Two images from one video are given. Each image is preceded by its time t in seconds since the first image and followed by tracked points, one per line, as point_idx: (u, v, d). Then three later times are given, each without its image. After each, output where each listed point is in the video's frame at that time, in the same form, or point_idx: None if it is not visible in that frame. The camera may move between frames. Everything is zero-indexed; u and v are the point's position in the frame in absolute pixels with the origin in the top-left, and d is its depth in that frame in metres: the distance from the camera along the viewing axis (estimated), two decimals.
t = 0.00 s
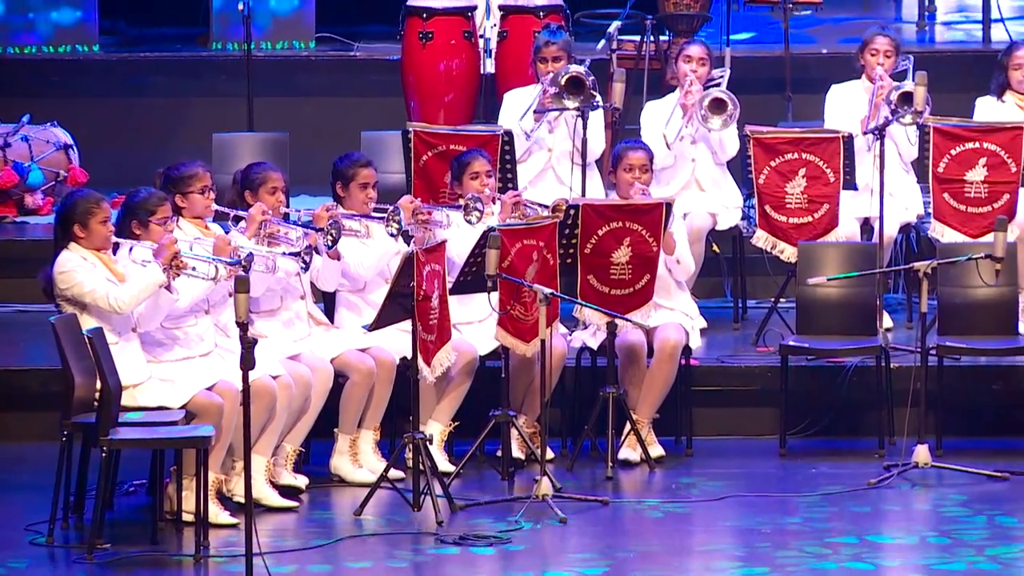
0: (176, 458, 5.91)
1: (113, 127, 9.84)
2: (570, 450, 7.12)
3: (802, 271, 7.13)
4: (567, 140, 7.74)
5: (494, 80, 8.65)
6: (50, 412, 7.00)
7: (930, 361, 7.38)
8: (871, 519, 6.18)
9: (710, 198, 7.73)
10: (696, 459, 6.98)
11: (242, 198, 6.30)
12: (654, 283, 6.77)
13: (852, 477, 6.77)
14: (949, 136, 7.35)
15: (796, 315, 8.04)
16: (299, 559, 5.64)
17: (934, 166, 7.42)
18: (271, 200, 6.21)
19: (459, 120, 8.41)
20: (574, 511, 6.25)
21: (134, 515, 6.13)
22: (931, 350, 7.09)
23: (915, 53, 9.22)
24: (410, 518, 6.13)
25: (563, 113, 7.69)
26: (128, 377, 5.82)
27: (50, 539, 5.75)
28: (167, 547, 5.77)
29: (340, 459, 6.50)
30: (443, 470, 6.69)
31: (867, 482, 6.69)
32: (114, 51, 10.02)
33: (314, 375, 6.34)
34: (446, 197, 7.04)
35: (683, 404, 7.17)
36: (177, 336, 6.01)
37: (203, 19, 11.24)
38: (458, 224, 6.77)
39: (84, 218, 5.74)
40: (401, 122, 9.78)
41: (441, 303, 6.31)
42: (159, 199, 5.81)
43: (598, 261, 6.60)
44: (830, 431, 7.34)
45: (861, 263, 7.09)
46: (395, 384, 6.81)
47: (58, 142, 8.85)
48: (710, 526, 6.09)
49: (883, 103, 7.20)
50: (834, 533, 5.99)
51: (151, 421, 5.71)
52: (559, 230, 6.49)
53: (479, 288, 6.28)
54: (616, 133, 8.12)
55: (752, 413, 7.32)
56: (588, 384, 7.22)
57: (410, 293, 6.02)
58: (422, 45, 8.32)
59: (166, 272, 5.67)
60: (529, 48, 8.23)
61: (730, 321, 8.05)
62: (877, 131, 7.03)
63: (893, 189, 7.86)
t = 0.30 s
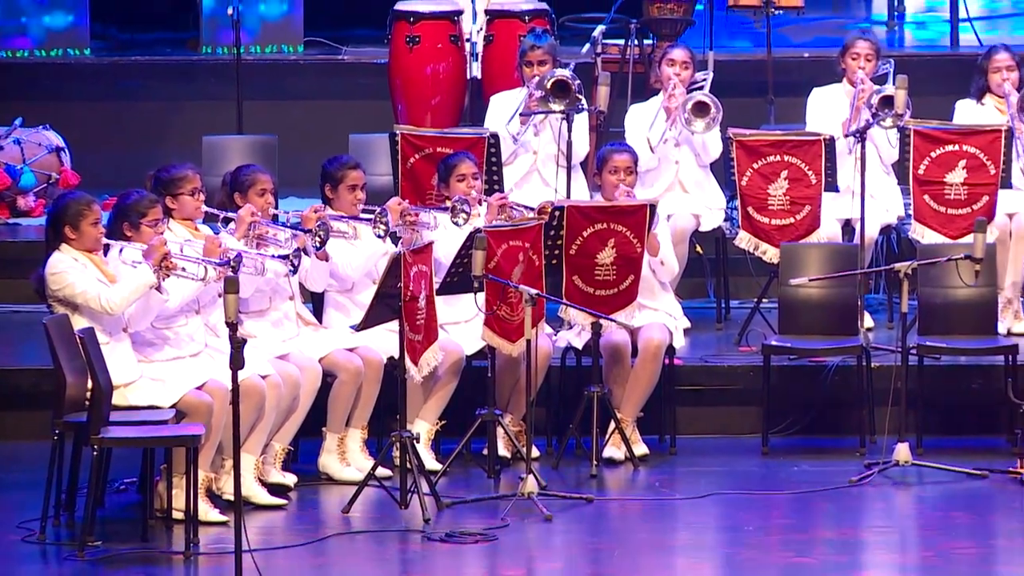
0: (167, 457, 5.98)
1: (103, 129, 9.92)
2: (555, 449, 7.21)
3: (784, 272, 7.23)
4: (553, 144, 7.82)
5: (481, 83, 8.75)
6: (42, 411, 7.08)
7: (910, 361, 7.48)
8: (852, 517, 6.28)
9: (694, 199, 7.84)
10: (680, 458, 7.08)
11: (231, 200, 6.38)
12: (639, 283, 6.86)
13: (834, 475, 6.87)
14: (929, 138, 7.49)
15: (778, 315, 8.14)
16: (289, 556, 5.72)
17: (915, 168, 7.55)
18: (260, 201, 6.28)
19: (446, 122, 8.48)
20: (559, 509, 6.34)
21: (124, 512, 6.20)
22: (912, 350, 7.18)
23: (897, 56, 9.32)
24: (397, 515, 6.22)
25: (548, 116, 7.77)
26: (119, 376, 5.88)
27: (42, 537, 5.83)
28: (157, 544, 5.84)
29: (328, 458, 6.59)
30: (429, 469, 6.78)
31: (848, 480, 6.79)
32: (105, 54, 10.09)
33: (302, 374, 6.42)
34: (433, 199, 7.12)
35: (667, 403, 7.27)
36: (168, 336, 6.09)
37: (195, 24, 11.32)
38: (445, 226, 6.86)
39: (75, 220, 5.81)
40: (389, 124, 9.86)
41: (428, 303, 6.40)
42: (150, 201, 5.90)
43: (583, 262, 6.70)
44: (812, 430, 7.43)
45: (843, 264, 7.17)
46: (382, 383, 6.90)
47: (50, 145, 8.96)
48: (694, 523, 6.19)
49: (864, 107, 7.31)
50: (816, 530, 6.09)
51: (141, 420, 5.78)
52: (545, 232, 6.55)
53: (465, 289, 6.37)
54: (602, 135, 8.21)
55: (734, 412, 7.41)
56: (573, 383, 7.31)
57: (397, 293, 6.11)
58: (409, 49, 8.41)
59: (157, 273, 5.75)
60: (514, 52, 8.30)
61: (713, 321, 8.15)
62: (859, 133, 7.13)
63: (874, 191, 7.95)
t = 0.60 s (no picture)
0: (160, 456, 6.06)
1: (94, 132, 9.99)
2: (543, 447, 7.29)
3: (769, 273, 7.32)
4: (540, 145, 7.91)
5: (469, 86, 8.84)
6: (35, 410, 7.15)
7: (894, 360, 7.57)
8: (837, 514, 6.37)
9: (680, 201, 7.92)
10: (666, 456, 7.16)
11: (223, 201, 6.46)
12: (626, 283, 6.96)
13: (818, 472, 6.97)
14: (912, 141, 7.56)
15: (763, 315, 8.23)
16: (280, 554, 5.80)
17: (897, 171, 7.62)
18: (251, 203, 6.35)
19: (435, 124, 8.57)
20: (547, 507, 6.42)
21: (118, 510, 6.27)
22: (896, 349, 7.28)
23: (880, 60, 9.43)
24: (387, 513, 6.30)
25: (535, 119, 7.86)
26: (113, 376, 5.99)
27: (36, 534, 5.90)
28: (151, 542, 5.92)
29: (319, 456, 6.67)
30: (419, 467, 6.86)
31: (832, 478, 6.87)
32: (97, 58, 10.17)
33: (294, 374, 6.50)
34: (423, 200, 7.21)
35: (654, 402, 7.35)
36: (160, 336, 6.14)
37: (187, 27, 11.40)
38: (434, 227, 6.94)
39: (68, 221, 5.88)
40: (379, 127, 9.95)
41: (418, 303, 6.48)
42: (142, 203, 5.96)
43: (570, 263, 6.78)
44: (796, 428, 7.53)
45: (826, 264, 7.28)
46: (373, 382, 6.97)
47: (45, 147, 9.00)
48: (680, 521, 6.27)
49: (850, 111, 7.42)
50: (801, 528, 6.18)
51: (135, 419, 5.87)
52: (533, 234, 6.65)
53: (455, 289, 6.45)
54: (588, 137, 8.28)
55: (720, 410, 7.50)
56: (561, 383, 7.39)
57: (388, 294, 6.19)
58: (399, 53, 8.49)
59: (149, 273, 5.81)
60: (503, 55, 8.38)
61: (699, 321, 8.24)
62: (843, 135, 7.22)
63: (858, 193, 8.05)
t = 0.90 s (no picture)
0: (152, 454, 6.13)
1: (86, 132, 10.05)
2: (530, 446, 7.39)
3: (754, 274, 7.39)
4: (528, 146, 7.99)
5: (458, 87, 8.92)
6: (29, 409, 7.23)
7: (877, 360, 7.67)
8: (820, 512, 6.46)
9: (666, 203, 8.03)
10: (652, 454, 7.26)
11: (215, 203, 6.55)
12: (612, 284, 7.05)
13: (802, 470, 7.07)
14: (895, 143, 7.68)
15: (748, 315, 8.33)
16: (270, 550, 5.88)
17: (880, 172, 7.73)
18: (242, 204, 6.44)
19: (424, 126, 8.65)
20: (534, 504, 6.51)
21: (111, 508, 6.35)
22: (879, 349, 7.38)
23: (864, 63, 9.53)
24: (376, 510, 6.38)
25: (521, 121, 7.95)
26: (105, 376, 6.04)
27: (30, 532, 5.98)
28: (143, 539, 6.00)
29: (309, 455, 6.75)
30: (408, 465, 6.94)
31: (816, 476, 6.97)
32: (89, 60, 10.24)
33: (284, 373, 6.57)
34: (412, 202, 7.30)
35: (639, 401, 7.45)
36: (153, 336, 6.23)
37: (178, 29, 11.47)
38: (423, 228, 7.03)
39: (61, 223, 5.96)
40: (368, 128, 10.03)
41: (407, 303, 6.56)
42: (134, 204, 6.03)
43: (557, 264, 6.87)
44: (779, 427, 7.63)
45: (810, 265, 7.38)
46: (363, 381, 7.06)
47: (39, 149, 9.03)
48: (665, 518, 6.36)
49: (834, 113, 7.53)
50: (785, 525, 6.27)
51: (127, 418, 5.94)
52: (521, 235, 6.73)
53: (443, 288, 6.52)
54: (575, 139, 8.36)
55: (705, 409, 7.60)
56: (548, 382, 7.48)
57: (376, 295, 6.27)
58: (388, 55, 8.57)
59: (141, 274, 5.89)
60: (491, 58, 8.47)
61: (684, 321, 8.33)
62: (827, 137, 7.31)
63: (841, 194, 8.16)
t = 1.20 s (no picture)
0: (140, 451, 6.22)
1: (73, 135, 10.14)
2: (514, 443, 7.49)
3: (733, 273, 7.51)
4: (511, 148, 8.08)
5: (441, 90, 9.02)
6: (18, 408, 7.31)
7: (855, 358, 7.77)
8: (799, 508, 6.57)
9: (647, 203, 8.12)
10: (634, 451, 7.36)
11: (202, 203, 6.63)
12: (594, 283, 7.15)
13: (782, 467, 7.17)
14: (872, 144, 7.78)
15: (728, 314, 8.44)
16: (257, 546, 5.97)
17: (859, 173, 7.83)
18: (229, 205, 6.52)
19: (408, 128, 8.73)
20: (517, 500, 6.61)
21: (99, 504, 6.44)
22: (856, 347, 7.50)
23: (843, 65, 9.65)
24: (362, 507, 6.47)
25: (505, 123, 8.05)
26: (94, 374, 6.11)
27: (20, 528, 6.06)
28: (131, 535, 6.09)
29: (295, 452, 6.85)
30: (392, 462, 7.03)
31: (795, 472, 7.08)
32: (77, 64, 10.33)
33: (270, 372, 6.66)
34: (396, 202, 7.39)
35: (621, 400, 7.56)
36: (141, 335, 6.31)
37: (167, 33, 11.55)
38: (407, 229, 7.13)
39: (50, 223, 6.03)
40: (353, 130, 10.12)
41: (391, 303, 6.65)
42: (122, 205, 6.10)
43: (540, 263, 6.97)
44: (758, 424, 7.75)
45: (789, 265, 7.49)
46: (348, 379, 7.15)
47: (28, 151, 9.10)
48: (646, 514, 6.46)
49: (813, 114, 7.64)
50: (765, 521, 6.38)
51: (116, 416, 6.02)
52: (504, 235, 6.83)
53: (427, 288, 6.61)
54: (557, 141, 8.46)
55: (686, 407, 7.71)
56: (531, 379, 7.57)
57: (361, 294, 6.34)
58: (373, 59, 8.66)
59: (130, 273, 6.00)
60: (475, 61, 8.56)
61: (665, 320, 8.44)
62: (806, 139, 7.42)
63: (820, 195, 8.28)
